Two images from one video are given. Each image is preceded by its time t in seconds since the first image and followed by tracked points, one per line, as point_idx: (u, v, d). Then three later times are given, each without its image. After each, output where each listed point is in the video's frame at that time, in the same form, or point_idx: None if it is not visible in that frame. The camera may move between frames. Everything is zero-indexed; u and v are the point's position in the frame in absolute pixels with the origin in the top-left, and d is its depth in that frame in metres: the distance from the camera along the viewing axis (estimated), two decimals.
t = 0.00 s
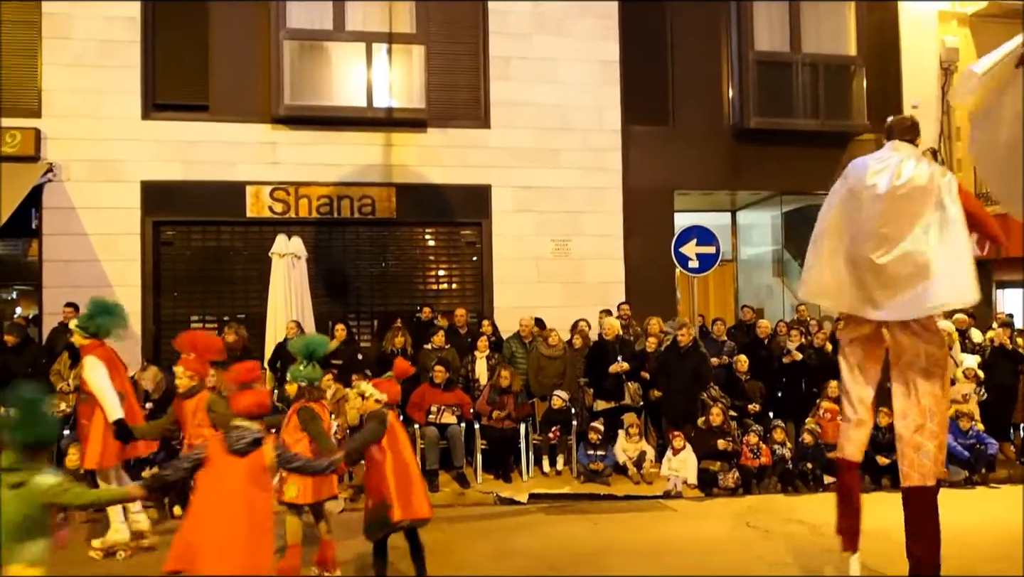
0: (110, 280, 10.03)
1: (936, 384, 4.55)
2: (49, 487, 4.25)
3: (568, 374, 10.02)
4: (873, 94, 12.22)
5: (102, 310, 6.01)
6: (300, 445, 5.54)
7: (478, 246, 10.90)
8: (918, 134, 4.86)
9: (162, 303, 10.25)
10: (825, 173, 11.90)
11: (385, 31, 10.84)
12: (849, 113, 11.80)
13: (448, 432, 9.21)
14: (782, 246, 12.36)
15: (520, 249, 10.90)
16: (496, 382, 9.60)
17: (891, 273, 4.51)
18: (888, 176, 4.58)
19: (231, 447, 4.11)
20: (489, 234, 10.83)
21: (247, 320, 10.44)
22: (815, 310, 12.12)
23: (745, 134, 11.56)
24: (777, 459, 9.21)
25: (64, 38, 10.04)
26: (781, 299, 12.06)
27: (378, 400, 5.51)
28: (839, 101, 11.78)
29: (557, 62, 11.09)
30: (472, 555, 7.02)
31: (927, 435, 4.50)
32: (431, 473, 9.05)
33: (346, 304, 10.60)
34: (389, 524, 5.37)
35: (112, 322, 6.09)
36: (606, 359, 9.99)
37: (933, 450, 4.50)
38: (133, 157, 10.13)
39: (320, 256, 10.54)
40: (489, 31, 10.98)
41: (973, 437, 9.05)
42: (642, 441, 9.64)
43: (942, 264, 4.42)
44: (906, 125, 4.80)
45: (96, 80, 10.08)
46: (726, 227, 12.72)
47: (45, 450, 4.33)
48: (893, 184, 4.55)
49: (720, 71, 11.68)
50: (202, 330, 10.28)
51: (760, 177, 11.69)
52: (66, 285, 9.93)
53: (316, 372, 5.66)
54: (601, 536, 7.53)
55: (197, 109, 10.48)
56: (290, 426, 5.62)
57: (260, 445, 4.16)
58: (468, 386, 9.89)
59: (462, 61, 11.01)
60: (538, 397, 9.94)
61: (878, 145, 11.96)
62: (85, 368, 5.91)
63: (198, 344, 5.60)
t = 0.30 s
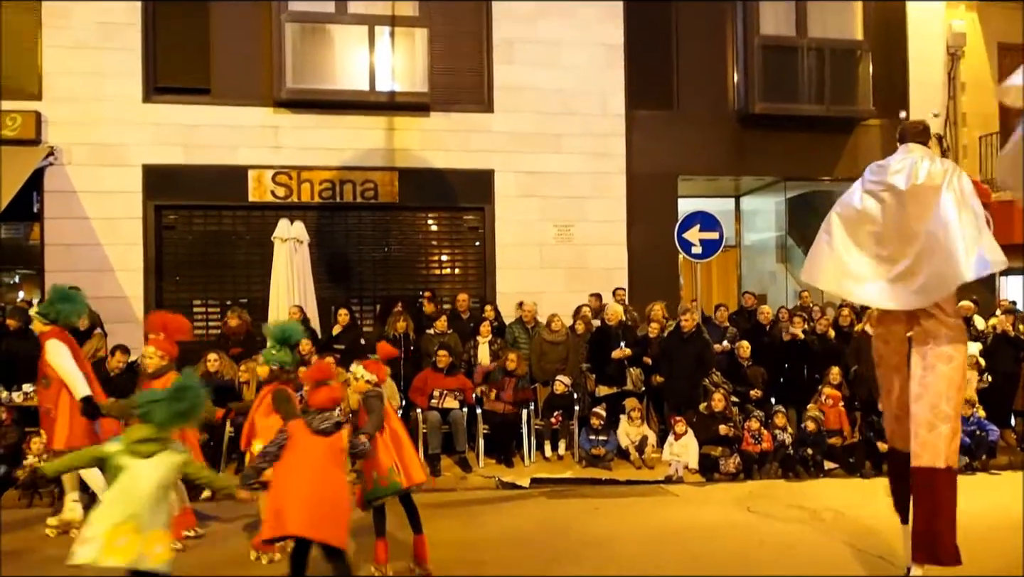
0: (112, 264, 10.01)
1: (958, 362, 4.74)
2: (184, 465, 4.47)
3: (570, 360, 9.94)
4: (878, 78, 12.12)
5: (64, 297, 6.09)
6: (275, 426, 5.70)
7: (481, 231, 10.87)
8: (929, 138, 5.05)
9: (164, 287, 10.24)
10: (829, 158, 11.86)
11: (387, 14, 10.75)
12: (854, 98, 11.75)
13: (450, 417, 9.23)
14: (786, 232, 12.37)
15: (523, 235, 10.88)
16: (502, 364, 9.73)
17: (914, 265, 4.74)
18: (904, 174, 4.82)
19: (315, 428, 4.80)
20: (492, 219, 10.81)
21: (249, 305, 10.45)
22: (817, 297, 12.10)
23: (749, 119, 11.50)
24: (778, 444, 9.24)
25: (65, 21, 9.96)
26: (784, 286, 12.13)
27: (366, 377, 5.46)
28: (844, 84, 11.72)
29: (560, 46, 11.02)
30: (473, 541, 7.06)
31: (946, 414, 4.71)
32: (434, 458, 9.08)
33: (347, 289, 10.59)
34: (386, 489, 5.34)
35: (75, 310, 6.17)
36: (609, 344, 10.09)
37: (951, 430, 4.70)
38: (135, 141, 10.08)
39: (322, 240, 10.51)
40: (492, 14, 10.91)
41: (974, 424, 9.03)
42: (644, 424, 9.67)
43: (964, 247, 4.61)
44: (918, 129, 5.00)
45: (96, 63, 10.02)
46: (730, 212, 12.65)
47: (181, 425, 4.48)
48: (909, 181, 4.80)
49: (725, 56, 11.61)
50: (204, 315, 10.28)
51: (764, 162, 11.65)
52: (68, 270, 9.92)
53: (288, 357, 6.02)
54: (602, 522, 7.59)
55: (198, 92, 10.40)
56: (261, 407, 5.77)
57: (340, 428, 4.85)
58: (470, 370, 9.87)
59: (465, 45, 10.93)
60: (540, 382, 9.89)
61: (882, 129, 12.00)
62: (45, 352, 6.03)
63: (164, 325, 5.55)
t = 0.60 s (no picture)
0: (116, 246, 10.03)
1: (995, 334, 4.89)
2: (290, 440, 4.78)
3: (574, 339, 9.94)
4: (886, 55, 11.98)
5: (34, 277, 6.52)
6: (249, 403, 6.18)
7: (484, 211, 10.82)
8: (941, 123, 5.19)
9: (168, 268, 10.26)
10: (835, 136, 11.76)
11: None
12: (860, 75, 11.60)
13: (454, 396, 9.23)
14: (791, 211, 12.17)
15: (526, 215, 10.83)
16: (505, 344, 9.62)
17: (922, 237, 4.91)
18: (916, 151, 5.03)
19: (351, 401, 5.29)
20: (495, 199, 10.77)
21: (253, 286, 10.46)
22: (822, 275, 11.86)
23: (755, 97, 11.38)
24: (780, 423, 9.25)
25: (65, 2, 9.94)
26: (788, 265, 12.03)
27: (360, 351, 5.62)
28: (849, 59, 11.59)
29: (563, 23, 10.94)
30: (475, 520, 7.10)
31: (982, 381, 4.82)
32: (437, 438, 9.13)
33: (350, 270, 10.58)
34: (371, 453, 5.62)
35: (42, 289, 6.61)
36: (612, 324, 9.90)
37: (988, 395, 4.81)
38: (136, 122, 10.06)
39: (325, 221, 10.49)
40: None
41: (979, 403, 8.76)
42: (647, 403, 9.65)
43: (980, 211, 4.76)
44: (930, 116, 5.16)
45: (96, 43, 9.98)
46: (734, 191, 12.63)
47: (296, 399, 4.77)
48: (921, 157, 5.00)
49: (730, 33, 11.56)
50: (208, 296, 10.30)
51: (770, 140, 11.56)
52: (71, 252, 9.94)
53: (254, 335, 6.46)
54: (605, 502, 7.63)
55: (199, 72, 10.36)
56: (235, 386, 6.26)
57: (372, 400, 5.36)
58: (474, 350, 9.90)
59: (467, 23, 10.85)
60: (543, 362, 9.85)
61: (888, 107, 11.88)
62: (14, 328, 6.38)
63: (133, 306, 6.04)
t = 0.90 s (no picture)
0: (127, 225, 10.06)
1: None
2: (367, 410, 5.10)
3: (583, 322, 9.91)
4: (903, 38, 11.83)
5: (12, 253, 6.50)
6: (214, 383, 6.25)
7: (494, 193, 10.80)
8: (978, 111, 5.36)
9: (179, 248, 10.29)
10: (849, 121, 11.65)
11: None
12: (876, 58, 11.47)
13: (463, 378, 9.22)
14: (803, 195, 12.23)
15: (536, 197, 10.80)
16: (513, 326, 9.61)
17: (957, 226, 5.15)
18: (968, 141, 5.20)
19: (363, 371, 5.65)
20: (506, 180, 10.73)
21: (264, 266, 10.48)
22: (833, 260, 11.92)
23: (768, 80, 11.28)
24: (789, 408, 9.24)
25: None
26: (800, 251, 12.09)
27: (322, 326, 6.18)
28: (866, 42, 11.46)
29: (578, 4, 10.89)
30: (483, 501, 7.14)
31: None
32: (446, 419, 9.16)
33: (360, 251, 10.59)
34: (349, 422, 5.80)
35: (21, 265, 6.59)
36: (622, 307, 9.83)
37: None
38: (148, 101, 10.05)
39: (336, 202, 10.50)
40: None
41: (990, 390, 8.79)
42: (656, 387, 9.61)
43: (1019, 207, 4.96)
44: (978, 105, 5.34)
45: (108, 21, 9.97)
46: (746, 174, 12.52)
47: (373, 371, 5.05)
48: (973, 148, 5.18)
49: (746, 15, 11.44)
50: (219, 275, 10.34)
51: (784, 123, 11.46)
52: (83, 230, 9.98)
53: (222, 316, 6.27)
54: (614, 486, 7.64)
55: (210, 52, 10.35)
56: (201, 365, 6.26)
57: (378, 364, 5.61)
58: (483, 333, 9.85)
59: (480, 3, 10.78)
60: (552, 344, 9.82)
61: (904, 91, 11.74)
62: None
63: (109, 285, 6.20)
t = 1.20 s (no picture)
0: (142, 220, 10.13)
1: None
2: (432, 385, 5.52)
3: (596, 315, 9.85)
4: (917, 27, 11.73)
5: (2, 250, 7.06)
6: (194, 376, 6.47)
7: (506, 186, 10.80)
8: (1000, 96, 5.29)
9: (193, 243, 10.36)
10: (862, 111, 11.57)
11: None
12: (890, 48, 11.44)
13: (476, 370, 9.24)
14: (817, 185, 12.22)
15: (548, 190, 10.79)
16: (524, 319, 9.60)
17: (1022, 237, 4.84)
18: None
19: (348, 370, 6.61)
20: (518, 174, 10.73)
21: (277, 259, 10.54)
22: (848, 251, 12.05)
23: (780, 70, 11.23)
24: (804, 400, 9.18)
25: None
26: (814, 242, 12.05)
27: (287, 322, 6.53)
28: (878, 32, 11.42)
29: None
30: (495, 493, 7.16)
31: None
32: (460, 412, 9.18)
33: (374, 244, 10.62)
34: (323, 412, 6.40)
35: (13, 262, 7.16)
36: (636, 299, 9.81)
37: None
38: (161, 97, 10.11)
39: (348, 195, 10.54)
40: None
41: (1008, 380, 8.82)
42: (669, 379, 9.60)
43: None
44: None
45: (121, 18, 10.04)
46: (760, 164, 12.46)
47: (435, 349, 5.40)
48: None
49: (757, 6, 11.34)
50: (232, 270, 10.40)
51: (797, 114, 11.40)
52: (99, 226, 10.06)
53: (198, 311, 6.37)
54: (627, 478, 7.64)
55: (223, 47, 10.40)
56: (183, 359, 6.45)
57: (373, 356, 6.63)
58: (496, 326, 9.84)
59: None
60: (565, 336, 9.82)
61: (918, 81, 11.64)
62: None
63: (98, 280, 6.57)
